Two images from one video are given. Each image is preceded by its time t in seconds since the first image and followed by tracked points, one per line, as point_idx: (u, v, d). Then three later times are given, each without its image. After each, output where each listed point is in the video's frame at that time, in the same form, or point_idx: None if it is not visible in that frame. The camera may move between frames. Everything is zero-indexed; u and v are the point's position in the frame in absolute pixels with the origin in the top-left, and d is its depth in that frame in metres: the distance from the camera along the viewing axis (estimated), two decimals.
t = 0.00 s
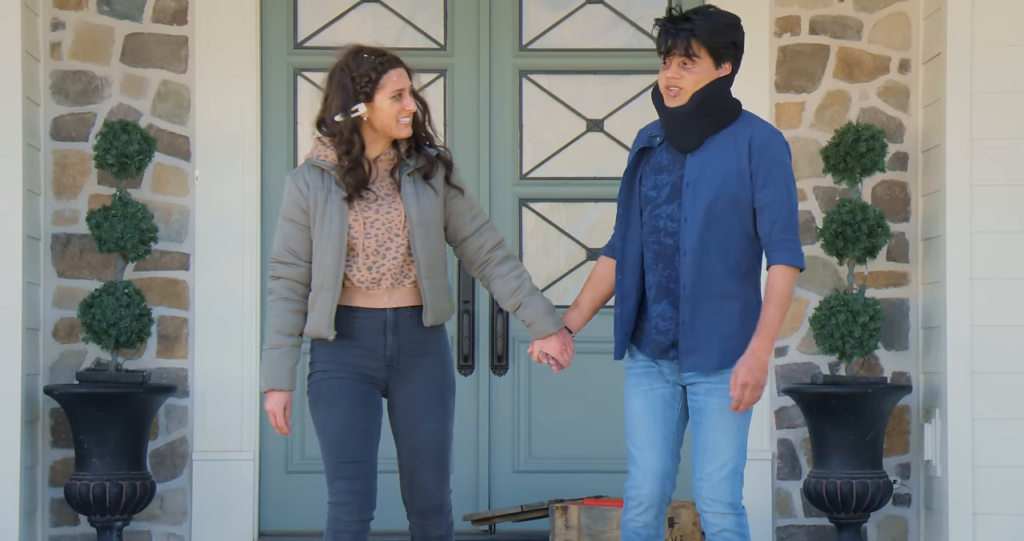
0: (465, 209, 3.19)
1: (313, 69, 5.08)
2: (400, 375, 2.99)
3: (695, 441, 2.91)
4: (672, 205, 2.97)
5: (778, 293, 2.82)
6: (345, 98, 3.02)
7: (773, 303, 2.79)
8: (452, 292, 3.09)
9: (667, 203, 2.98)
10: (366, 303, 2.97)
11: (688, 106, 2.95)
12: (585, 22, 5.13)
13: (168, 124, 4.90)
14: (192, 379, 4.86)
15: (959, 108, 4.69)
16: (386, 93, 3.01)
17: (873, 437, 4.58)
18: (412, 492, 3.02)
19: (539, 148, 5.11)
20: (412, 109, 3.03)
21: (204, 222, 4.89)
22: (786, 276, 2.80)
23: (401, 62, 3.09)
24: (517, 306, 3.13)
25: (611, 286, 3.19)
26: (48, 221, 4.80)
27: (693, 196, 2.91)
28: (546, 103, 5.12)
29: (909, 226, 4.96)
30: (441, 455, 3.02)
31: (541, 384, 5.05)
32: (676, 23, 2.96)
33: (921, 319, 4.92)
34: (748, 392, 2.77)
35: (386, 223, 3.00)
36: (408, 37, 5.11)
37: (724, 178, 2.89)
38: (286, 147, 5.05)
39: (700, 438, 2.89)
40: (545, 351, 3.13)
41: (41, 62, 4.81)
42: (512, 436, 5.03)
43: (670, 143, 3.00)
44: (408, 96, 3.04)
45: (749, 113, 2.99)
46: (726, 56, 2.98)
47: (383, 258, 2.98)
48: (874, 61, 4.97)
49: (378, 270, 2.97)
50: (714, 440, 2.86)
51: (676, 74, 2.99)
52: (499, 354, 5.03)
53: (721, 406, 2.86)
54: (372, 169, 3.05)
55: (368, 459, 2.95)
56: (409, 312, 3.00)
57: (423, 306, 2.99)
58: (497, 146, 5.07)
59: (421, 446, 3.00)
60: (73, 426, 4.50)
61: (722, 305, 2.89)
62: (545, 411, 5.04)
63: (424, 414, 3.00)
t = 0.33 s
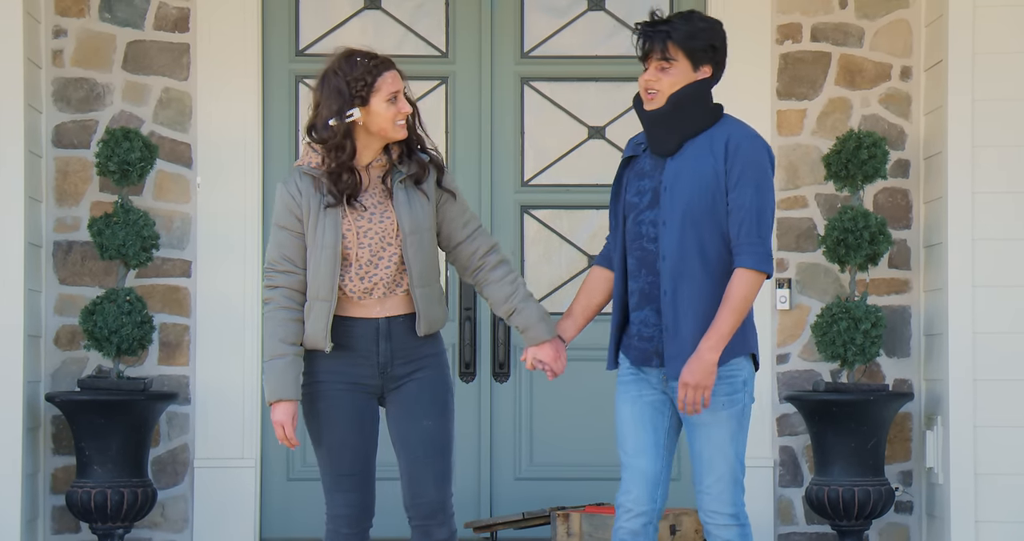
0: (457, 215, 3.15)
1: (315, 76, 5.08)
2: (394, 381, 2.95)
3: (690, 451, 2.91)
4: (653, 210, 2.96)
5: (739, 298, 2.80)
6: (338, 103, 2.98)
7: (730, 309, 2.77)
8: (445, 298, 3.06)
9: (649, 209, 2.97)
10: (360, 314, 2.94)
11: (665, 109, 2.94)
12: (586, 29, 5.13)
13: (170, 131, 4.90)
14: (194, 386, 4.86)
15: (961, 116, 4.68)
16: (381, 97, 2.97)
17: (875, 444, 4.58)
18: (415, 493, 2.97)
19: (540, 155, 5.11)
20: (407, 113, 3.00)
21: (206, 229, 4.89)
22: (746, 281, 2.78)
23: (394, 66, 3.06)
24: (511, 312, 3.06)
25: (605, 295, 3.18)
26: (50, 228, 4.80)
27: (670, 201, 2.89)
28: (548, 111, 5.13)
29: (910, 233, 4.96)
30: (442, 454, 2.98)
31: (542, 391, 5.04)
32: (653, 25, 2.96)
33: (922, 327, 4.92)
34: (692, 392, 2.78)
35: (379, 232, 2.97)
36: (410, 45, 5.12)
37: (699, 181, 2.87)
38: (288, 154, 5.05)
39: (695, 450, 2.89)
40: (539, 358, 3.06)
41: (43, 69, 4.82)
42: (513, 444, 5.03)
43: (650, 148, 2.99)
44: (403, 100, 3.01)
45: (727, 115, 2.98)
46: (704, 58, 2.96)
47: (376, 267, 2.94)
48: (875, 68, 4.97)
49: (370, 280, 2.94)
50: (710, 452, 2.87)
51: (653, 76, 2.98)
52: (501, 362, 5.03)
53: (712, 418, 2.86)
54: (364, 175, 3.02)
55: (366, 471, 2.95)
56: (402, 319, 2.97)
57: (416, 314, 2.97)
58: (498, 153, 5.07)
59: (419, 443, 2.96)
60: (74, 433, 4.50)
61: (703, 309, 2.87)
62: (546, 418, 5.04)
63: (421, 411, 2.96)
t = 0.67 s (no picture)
0: (480, 228, 3.08)
1: (318, 80, 5.07)
2: (407, 390, 2.92)
3: (674, 454, 2.90)
4: (631, 210, 2.93)
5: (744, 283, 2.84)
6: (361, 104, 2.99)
7: (745, 294, 2.81)
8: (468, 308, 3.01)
9: (626, 210, 2.94)
10: (372, 318, 2.91)
11: (634, 105, 2.94)
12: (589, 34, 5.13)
13: (174, 136, 4.91)
14: (198, 391, 4.86)
15: (964, 120, 4.68)
16: (405, 100, 2.97)
17: (879, 449, 4.57)
18: (411, 510, 2.89)
19: (544, 160, 5.11)
20: (430, 120, 2.99)
21: (211, 234, 4.90)
22: (752, 264, 2.82)
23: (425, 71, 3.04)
24: (499, 343, 3.00)
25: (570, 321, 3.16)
26: (53, 233, 4.80)
27: (651, 196, 2.89)
28: (552, 115, 5.12)
29: (914, 238, 4.95)
30: (445, 470, 2.91)
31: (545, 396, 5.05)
32: (605, 24, 2.95)
33: (926, 331, 4.91)
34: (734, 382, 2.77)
35: (396, 235, 2.94)
36: (414, 49, 5.12)
37: (679, 173, 2.89)
38: (292, 158, 5.04)
39: (680, 454, 2.88)
40: (517, 397, 3.00)
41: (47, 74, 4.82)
42: (516, 449, 5.03)
43: (614, 148, 2.99)
44: (429, 106, 2.99)
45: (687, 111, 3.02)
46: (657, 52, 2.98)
47: (391, 271, 2.92)
48: (879, 73, 4.97)
49: (385, 284, 2.91)
50: (696, 454, 2.85)
51: (613, 75, 2.96)
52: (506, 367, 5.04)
53: (699, 419, 2.85)
54: (388, 178, 3.01)
55: (382, 477, 2.93)
56: (416, 326, 2.93)
57: (432, 321, 2.92)
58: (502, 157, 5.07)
59: (425, 459, 2.90)
60: (78, 438, 4.50)
61: (693, 302, 2.87)
62: (550, 423, 5.04)
63: (428, 427, 2.91)
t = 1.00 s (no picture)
0: (507, 229, 3.04)
1: (321, 83, 5.07)
2: (424, 392, 2.89)
3: (675, 453, 2.87)
4: (623, 214, 2.93)
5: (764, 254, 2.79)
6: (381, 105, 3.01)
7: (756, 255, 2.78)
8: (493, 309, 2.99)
9: (618, 214, 2.93)
10: (391, 316, 2.90)
11: (622, 109, 2.93)
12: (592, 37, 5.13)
13: (176, 139, 4.91)
14: (200, 394, 4.87)
15: (967, 123, 4.68)
16: (408, 116, 2.93)
17: (882, 452, 4.57)
18: (424, 516, 2.88)
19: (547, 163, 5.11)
20: (437, 137, 2.93)
21: (213, 237, 4.90)
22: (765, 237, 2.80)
23: (446, 76, 2.97)
24: (510, 344, 2.97)
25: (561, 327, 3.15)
26: (56, 236, 4.80)
27: (644, 199, 2.90)
28: (555, 118, 5.12)
29: (917, 241, 4.95)
30: (458, 481, 2.89)
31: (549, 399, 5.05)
32: (581, 29, 2.92)
33: (929, 334, 4.91)
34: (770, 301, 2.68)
35: (417, 233, 2.94)
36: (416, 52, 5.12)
37: (671, 172, 2.92)
38: (295, 161, 5.04)
39: (681, 449, 2.85)
40: (518, 403, 2.94)
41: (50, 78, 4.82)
42: (519, 452, 5.03)
43: (602, 153, 2.97)
44: (436, 124, 2.93)
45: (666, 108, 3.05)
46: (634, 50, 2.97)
47: (410, 269, 2.90)
48: (882, 76, 4.97)
49: (404, 283, 2.90)
50: (696, 445, 2.82)
51: (596, 80, 2.95)
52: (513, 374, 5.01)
53: (698, 410, 2.83)
54: (412, 177, 3.00)
55: (387, 480, 2.87)
56: (435, 327, 2.91)
57: (452, 323, 2.90)
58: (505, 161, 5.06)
59: (441, 467, 2.88)
60: (81, 441, 4.50)
61: (689, 302, 2.88)
62: (553, 426, 5.03)
63: (443, 433, 2.89)
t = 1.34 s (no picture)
0: (507, 234, 2.98)
1: (326, 88, 5.07)
2: (423, 400, 2.86)
3: (667, 466, 2.77)
4: (637, 224, 2.80)
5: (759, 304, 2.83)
6: (373, 112, 2.91)
7: (759, 318, 2.81)
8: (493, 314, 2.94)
9: (631, 223, 2.81)
10: (388, 324, 2.85)
11: (646, 124, 2.78)
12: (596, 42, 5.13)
13: (181, 144, 4.92)
14: (204, 399, 4.87)
15: (972, 128, 4.67)
16: (397, 128, 2.83)
17: (887, 458, 4.56)
18: (428, 523, 2.89)
19: (551, 168, 5.10)
20: (427, 149, 2.84)
21: (218, 243, 4.90)
22: (764, 285, 2.83)
23: (436, 84, 2.84)
24: (519, 351, 2.92)
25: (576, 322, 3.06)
26: (61, 241, 4.81)
27: (660, 211, 2.77)
28: (559, 124, 5.12)
29: (922, 246, 4.95)
30: (460, 490, 2.89)
31: (554, 404, 5.06)
32: (612, 39, 2.73)
33: (934, 340, 4.90)
34: (750, 414, 2.88)
35: (414, 243, 2.88)
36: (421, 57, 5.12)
37: (691, 191, 2.79)
38: (299, 167, 5.04)
39: (673, 462, 2.75)
40: (527, 408, 2.91)
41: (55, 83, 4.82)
42: (524, 458, 5.02)
43: (621, 160, 2.84)
44: (426, 135, 2.84)
45: (698, 115, 2.90)
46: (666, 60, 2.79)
47: (408, 279, 2.85)
48: (886, 81, 4.97)
49: (402, 293, 2.85)
50: (688, 459, 2.72)
51: (623, 91, 2.78)
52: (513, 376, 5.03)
53: (693, 424, 2.73)
54: (408, 185, 2.93)
55: (386, 485, 2.84)
56: (434, 337, 2.86)
57: (451, 333, 2.85)
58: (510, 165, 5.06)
59: (443, 476, 2.87)
60: (85, 447, 4.50)
61: (695, 317, 2.77)
62: (558, 431, 5.04)
63: (444, 443, 2.87)
